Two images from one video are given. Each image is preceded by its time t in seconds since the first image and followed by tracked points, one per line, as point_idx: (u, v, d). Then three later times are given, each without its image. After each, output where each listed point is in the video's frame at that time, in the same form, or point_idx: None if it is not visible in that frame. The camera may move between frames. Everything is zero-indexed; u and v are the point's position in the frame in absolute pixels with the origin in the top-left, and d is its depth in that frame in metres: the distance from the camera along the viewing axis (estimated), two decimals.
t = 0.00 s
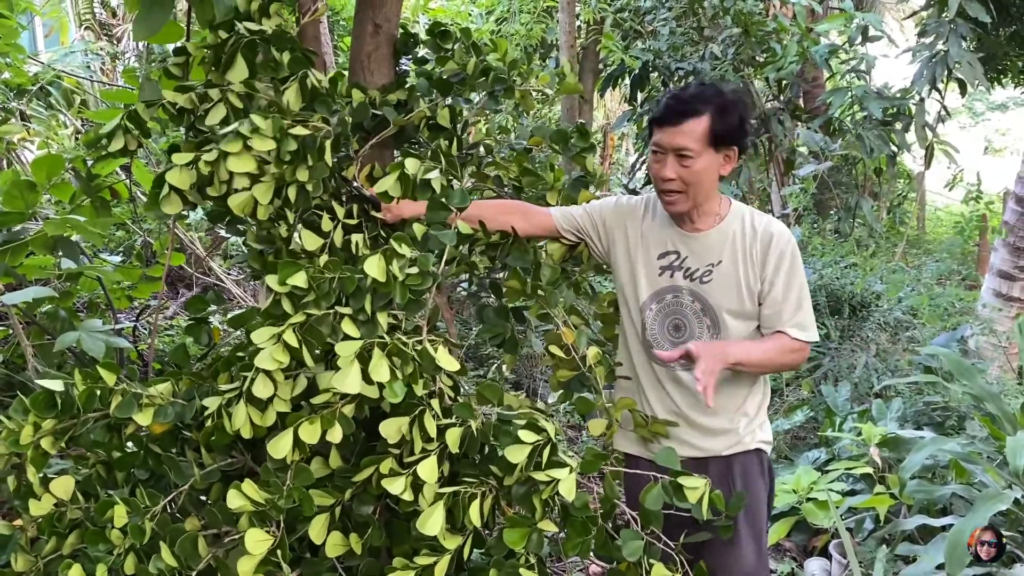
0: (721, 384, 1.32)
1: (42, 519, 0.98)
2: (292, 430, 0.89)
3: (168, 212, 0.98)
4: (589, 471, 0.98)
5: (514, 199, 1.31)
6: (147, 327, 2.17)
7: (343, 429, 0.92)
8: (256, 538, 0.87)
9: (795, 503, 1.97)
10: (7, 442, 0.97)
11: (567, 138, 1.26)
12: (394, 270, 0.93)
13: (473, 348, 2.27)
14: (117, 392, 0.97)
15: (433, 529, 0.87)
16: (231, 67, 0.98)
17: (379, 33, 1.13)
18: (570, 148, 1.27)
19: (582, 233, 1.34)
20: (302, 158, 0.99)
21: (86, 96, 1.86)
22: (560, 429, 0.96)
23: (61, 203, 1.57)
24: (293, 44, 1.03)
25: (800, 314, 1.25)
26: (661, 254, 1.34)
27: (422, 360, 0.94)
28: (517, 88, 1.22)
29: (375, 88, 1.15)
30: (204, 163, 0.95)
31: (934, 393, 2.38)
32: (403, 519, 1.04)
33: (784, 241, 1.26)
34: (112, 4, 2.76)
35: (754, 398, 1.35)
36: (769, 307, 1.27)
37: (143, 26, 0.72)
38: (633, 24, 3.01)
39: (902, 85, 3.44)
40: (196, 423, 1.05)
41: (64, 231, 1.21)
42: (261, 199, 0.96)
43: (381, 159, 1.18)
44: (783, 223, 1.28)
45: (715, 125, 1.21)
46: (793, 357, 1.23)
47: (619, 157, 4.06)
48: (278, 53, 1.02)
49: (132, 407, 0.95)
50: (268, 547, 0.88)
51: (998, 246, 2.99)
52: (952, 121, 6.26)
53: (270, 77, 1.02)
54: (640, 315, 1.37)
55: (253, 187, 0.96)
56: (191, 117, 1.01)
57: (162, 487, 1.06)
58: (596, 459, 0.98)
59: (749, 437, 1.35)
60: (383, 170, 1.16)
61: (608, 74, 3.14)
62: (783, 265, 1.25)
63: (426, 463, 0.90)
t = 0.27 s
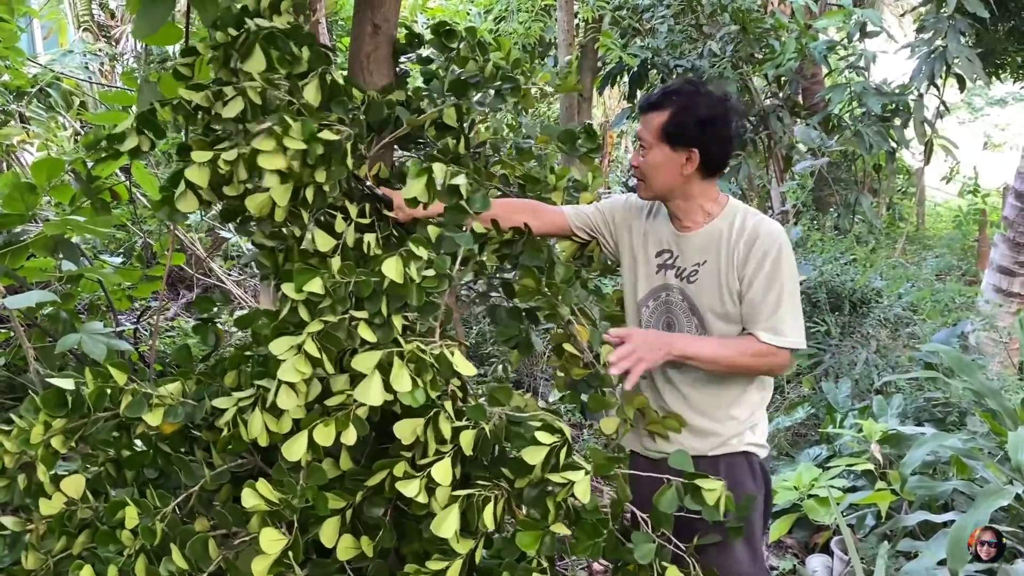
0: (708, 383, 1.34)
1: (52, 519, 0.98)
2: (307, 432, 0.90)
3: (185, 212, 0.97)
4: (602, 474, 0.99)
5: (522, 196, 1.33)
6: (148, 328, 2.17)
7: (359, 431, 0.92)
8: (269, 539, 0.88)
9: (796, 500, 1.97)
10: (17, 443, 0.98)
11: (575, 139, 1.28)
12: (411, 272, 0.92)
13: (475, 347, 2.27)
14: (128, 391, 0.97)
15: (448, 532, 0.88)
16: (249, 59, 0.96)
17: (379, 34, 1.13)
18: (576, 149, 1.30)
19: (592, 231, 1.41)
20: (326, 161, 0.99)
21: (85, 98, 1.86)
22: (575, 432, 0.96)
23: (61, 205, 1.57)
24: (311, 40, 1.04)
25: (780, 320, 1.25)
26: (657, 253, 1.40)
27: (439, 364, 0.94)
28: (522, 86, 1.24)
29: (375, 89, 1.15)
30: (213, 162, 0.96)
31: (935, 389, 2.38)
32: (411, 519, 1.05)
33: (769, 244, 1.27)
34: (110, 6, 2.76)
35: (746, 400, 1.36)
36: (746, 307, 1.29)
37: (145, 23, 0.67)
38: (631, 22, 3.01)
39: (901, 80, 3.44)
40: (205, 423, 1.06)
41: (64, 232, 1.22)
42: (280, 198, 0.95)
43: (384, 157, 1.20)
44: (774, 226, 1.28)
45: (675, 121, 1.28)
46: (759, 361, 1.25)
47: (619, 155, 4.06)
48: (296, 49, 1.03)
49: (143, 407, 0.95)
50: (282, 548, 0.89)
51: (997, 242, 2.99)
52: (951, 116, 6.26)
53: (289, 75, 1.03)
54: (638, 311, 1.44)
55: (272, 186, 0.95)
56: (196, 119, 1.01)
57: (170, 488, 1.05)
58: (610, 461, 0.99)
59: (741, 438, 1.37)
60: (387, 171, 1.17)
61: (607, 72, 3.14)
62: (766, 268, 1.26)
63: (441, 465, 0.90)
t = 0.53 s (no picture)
0: (694, 378, 1.34)
1: (58, 519, 0.98)
2: (328, 438, 0.90)
3: (192, 205, 0.96)
4: (613, 475, 1.02)
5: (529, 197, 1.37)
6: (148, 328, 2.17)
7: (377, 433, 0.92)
8: (290, 542, 0.87)
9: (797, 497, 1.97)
10: (23, 443, 0.98)
11: (579, 137, 1.25)
12: (439, 276, 0.92)
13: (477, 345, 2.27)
14: (138, 389, 0.97)
15: (476, 539, 0.87)
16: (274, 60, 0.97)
17: (378, 33, 1.12)
18: (581, 148, 1.27)
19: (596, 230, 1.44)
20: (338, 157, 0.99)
21: (84, 98, 1.86)
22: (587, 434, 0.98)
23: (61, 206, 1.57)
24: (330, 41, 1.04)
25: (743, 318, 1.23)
26: (657, 250, 1.41)
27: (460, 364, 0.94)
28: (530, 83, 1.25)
29: (372, 89, 1.15)
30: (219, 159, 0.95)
31: (935, 385, 2.38)
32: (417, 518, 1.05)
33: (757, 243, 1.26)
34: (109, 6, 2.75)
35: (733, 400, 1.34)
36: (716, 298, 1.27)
37: (146, 24, 0.73)
38: (629, 19, 3.01)
39: (900, 76, 3.44)
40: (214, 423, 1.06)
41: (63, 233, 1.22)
42: (293, 194, 0.94)
43: (386, 155, 1.20)
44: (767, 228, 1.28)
45: (692, 110, 1.33)
46: (701, 343, 1.20)
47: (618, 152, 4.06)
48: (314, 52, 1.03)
49: (153, 405, 0.96)
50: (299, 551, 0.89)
51: (998, 237, 2.98)
52: (950, 111, 6.25)
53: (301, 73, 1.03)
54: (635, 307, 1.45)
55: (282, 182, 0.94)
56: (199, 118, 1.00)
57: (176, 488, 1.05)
58: (620, 463, 1.02)
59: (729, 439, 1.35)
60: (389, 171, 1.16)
61: (606, 69, 3.13)
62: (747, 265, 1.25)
63: (457, 468, 0.90)
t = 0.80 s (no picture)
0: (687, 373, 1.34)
1: (58, 520, 0.98)
2: (322, 432, 0.89)
3: (190, 212, 0.96)
4: (614, 477, 1.01)
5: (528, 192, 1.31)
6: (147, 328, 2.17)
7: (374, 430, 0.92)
8: (287, 542, 0.87)
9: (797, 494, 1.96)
10: (22, 444, 0.97)
11: (582, 135, 1.25)
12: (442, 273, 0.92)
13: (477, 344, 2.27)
14: (137, 391, 0.96)
15: (463, 533, 0.87)
16: (251, 56, 0.95)
17: (374, 31, 1.12)
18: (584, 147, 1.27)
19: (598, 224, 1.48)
20: (334, 154, 0.98)
21: (81, 98, 1.85)
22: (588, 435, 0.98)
23: (58, 206, 1.57)
24: (314, 36, 1.02)
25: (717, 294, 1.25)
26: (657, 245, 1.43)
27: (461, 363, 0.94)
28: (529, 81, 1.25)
29: (369, 88, 1.15)
30: (216, 161, 0.95)
31: (935, 382, 2.37)
32: (418, 518, 1.04)
33: (749, 233, 1.29)
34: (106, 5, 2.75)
35: (725, 397, 1.35)
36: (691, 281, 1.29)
37: (144, 30, 0.76)
38: (628, 17, 3.01)
39: (899, 72, 3.43)
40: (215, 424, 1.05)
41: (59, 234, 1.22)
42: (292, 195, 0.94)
43: (384, 155, 1.18)
44: (763, 223, 1.31)
45: (707, 112, 1.31)
46: (646, 288, 1.21)
47: (617, 150, 4.05)
48: (299, 44, 1.01)
49: (154, 407, 0.96)
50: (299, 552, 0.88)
51: (997, 233, 2.98)
52: (949, 107, 6.24)
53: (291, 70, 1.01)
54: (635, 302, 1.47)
55: (280, 180, 0.94)
56: (197, 118, 1.00)
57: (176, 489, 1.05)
58: (622, 465, 1.01)
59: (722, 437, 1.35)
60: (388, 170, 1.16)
61: (604, 67, 3.13)
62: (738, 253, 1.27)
63: (456, 466, 0.90)
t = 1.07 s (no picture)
0: (683, 367, 1.34)
1: (56, 517, 0.98)
2: (323, 435, 0.89)
3: (186, 205, 0.96)
4: (613, 474, 0.98)
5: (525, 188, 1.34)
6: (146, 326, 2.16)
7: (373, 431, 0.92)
8: (286, 541, 0.87)
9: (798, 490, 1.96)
10: (20, 441, 0.97)
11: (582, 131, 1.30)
12: (429, 272, 0.91)
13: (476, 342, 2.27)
14: (133, 389, 0.97)
15: (467, 536, 0.87)
16: (254, 50, 0.95)
17: (373, 28, 1.12)
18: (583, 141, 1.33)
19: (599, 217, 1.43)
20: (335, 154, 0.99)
21: (80, 96, 1.85)
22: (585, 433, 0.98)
23: (57, 205, 1.57)
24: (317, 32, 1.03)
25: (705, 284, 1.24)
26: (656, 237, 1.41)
27: (454, 362, 0.93)
28: (531, 77, 1.24)
29: (368, 85, 1.15)
30: (213, 157, 0.95)
31: (935, 378, 2.37)
32: (416, 515, 1.04)
33: (744, 223, 1.27)
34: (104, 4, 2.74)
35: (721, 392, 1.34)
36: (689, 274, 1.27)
37: (146, 28, 0.76)
38: (627, 14, 3.01)
39: (899, 69, 3.42)
40: (212, 421, 1.05)
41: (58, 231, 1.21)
42: (286, 193, 0.94)
43: (383, 151, 1.18)
44: (760, 216, 1.29)
45: (716, 114, 1.30)
46: (639, 254, 1.18)
47: (616, 147, 4.05)
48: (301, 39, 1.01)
49: (148, 405, 0.96)
50: (295, 551, 0.88)
51: (997, 229, 2.98)
52: (949, 104, 6.24)
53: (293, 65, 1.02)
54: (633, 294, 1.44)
55: (276, 179, 0.94)
56: (194, 115, 1.00)
57: (174, 486, 1.05)
58: (621, 462, 0.97)
59: (718, 433, 1.35)
60: (386, 167, 1.16)
61: (603, 64, 3.13)
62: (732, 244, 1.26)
63: (453, 466, 0.90)
